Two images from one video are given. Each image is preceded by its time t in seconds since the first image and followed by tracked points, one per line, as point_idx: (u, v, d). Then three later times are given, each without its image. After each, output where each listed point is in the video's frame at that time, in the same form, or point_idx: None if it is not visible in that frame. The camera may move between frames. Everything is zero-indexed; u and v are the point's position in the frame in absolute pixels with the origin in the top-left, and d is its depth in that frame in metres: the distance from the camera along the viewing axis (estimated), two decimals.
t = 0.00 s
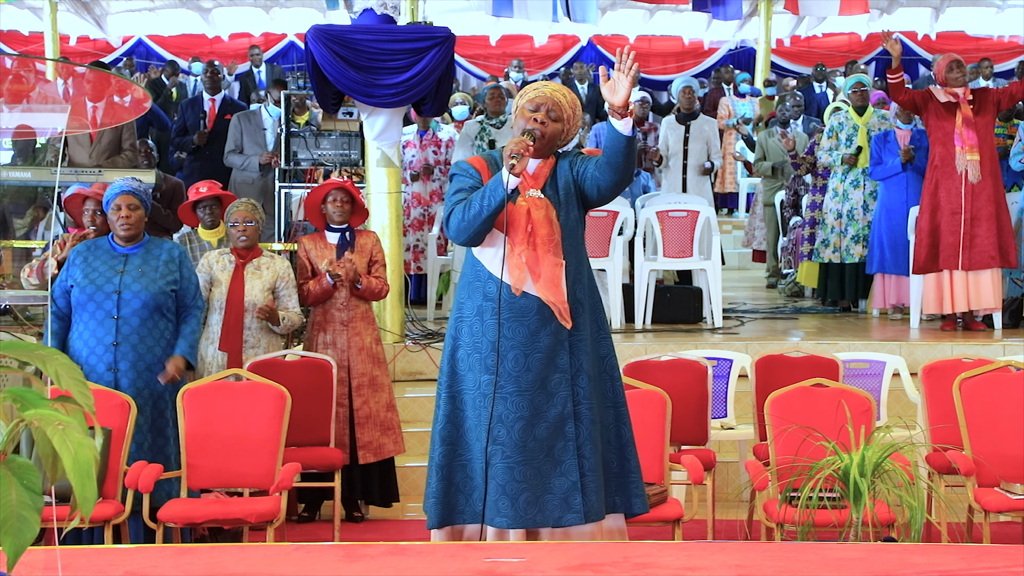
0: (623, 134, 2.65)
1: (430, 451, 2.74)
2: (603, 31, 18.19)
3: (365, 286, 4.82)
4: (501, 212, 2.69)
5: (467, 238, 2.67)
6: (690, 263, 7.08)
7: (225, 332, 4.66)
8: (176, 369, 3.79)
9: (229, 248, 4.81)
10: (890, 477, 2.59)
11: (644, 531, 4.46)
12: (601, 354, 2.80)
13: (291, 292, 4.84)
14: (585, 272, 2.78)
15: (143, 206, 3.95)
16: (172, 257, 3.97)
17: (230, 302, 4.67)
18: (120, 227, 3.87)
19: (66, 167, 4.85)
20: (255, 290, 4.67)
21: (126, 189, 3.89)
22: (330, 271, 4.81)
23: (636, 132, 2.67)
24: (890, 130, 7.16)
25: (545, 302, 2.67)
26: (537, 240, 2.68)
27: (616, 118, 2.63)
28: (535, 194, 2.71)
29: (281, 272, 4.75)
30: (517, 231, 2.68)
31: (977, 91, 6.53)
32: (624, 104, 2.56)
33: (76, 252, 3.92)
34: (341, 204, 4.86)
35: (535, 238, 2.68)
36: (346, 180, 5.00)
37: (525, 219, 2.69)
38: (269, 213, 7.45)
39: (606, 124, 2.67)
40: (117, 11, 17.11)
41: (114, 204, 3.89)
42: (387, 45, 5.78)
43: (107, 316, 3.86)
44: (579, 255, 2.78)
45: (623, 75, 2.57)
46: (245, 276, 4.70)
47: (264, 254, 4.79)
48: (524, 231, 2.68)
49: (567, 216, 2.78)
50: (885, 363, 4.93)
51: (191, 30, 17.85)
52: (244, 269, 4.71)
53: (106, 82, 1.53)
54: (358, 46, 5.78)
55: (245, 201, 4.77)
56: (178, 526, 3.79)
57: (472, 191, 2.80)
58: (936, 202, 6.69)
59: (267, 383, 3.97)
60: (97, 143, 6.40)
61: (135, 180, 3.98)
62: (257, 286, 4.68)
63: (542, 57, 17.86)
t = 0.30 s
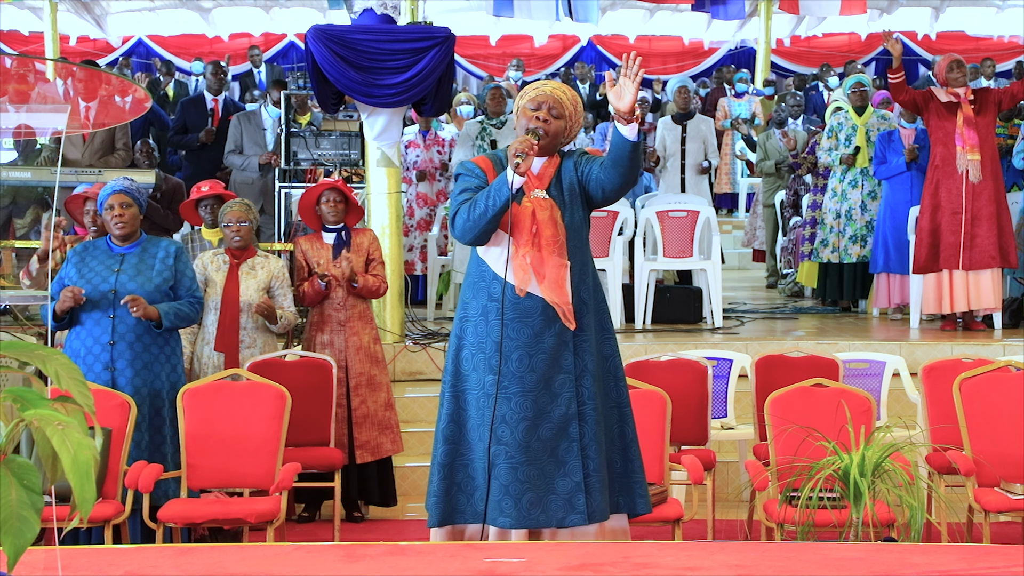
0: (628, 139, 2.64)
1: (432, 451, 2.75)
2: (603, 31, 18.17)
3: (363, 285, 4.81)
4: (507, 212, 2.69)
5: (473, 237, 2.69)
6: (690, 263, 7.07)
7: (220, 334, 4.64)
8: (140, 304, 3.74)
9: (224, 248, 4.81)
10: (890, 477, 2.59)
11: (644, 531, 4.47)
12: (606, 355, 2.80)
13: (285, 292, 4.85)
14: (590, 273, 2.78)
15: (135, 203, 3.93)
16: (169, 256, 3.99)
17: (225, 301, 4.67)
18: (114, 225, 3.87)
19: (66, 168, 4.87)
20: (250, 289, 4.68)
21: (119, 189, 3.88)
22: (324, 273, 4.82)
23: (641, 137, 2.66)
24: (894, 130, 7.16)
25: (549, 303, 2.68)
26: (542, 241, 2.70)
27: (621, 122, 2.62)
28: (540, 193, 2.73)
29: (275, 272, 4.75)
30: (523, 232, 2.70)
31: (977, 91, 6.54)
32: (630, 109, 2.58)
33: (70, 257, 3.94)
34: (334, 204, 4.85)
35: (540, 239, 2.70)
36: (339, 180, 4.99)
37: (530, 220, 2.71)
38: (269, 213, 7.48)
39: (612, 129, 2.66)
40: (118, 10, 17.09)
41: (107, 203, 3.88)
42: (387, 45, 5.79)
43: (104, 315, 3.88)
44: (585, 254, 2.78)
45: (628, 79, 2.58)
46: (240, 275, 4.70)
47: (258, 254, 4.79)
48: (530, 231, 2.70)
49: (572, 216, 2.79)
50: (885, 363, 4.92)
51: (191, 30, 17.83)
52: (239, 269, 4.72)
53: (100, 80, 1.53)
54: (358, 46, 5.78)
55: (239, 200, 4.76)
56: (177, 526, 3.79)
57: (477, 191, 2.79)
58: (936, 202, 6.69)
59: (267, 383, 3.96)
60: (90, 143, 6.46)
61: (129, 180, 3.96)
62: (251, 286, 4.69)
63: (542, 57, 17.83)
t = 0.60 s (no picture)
0: (637, 136, 2.69)
1: (442, 450, 2.75)
2: (603, 31, 18.19)
3: (350, 288, 4.80)
4: (515, 210, 2.71)
5: (482, 237, 2.71)
6: (690, 263, 7.07)
7: (209, 332, 4.69)
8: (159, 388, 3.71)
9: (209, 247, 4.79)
10: (890, 477, 2.59)
11: (644, 531, 4.46)
12: (617, 352, 2.82)
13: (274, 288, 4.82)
14: (600, 270, 2.80)
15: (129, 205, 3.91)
16: (163, 255, 3.95)
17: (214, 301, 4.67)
18: (107, 227, 3.87)
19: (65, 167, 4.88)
20: (238, 287, 4.66)
21: (110, 190, 3.85)
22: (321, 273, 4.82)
23: (650, 134, 2.71)
24: (899, 129, 7.15)
25: (561, 301, 2.69)
26: (551, 239, 2.71)
27: (631, 120, 2.68)
28: (549, 192, 2.74)
29: (263, 268, 4.73)
30: (533, 229, 2.72)
31: (979, 91, 6.55)
32: (638, 106, 2.62)
33: (73, 254, 3.96)
34: (325, 204, 4.85)
35: (550, 236, 2.72)
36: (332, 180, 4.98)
37: (540, 217, 2.72)
38: (269, 213, 7.47)
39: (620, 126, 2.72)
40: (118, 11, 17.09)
41: (99, 205, 3.87)
42: (387, 45, 5.79)
43: (98, 317, 3.86)
44: (594, 251, 2.80)
45: (637, 78, 2.64)
46: (227, 274, 4.69)
47: (243, 251, 4.78)
48: (540, 229, 2.72)
49: (583, 213, 2.81)
50: (885, 363, 4.93)
51: (191, 30, 17.83)
52: (226, 268, 4.70)
53: (95, 80, 1.52)
54: (358, 46, 5.78)
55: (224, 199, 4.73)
56: (178, 526, 3.79)
57: (486, 189, 2.81)
58: (938, 202, 6.68)
59: (267, 383, 3.97)
60: (86, 143, 6.46)
61: (121, 180, 3.93)
62: (239, 283, 4.67)
63: (542, 57, 17.96)
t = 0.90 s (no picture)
0: (648, 136, 2.74)
1: (458, 451, 2.81)
2: (604, 32, 18.19)
3: (342, 289, 4.79)
4: (527, 210, 2.77)
5: (495, 237, 2.75)
6: (690, 263, 7.07)
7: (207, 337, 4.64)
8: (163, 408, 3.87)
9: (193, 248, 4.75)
10: (890, 477, 2.59)
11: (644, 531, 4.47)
12: (630, 351, 2.89)
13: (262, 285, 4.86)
14: (612, 268, 2.87)
15: (123, 206, 3.91)
16: (159, 253, 3.95)
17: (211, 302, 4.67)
18: (101, 229, 3.87)
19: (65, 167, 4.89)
20: (226, 287, 4.66)
21: (102, 191, 3.84)
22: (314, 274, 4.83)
23: (661, 132, 2.76)
24: (899, 130, 7.15)
25: (575, 300, 2.76)
26: (564, 238, 2.77)
27: (642, 118, 2.72)
28: (560, 191, 2.80)
29: (247, 267, 4.75)
30: (545, 230, 2.77)
31: (981, 91, 6.57)
32: (648, 104, 2.68)
33: (71, 254, 3.95)
34: (319, 204, 4.83)
35: (562, 236, 2.77)
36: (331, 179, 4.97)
37: (552, 217, 2.78)
38: (269, 213, 7.44)
39: (632, 125, 2.76)
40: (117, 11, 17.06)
41: (92, 206, 3.86)
42: (387, 45, 5.79)
43: (95, 319, 3.86)
44: (608, 250, 2.87)
45: (646, 76, 2.69)
46: (214, 274, 4.67)
47: (227, 251, 4.76)
48: (552, 229, 2.77)
49: (595, 213, 2.88)
50: (885, 363, 4.93)
51: (191, 30, 17.82)
52: (211, 268, 4.67)
53: (92, 80, 1.53)
54: (358, 46, 5.78)
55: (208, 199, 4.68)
56: (178, 526, 3.79)
57: (497, 191, 2.86)
58: (938, 201, 6.68)
59: (267, 383, 3.97)
60: (83, 144, 6.46)
61: (113, 179, 3.90)
62: (226, 284, 4.67)
63: (542, 57, 17.97)
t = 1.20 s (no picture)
0: (661, 132, 2.81)
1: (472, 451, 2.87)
2: (604, 31, 18.18)
3: (338, 290, 4.80)
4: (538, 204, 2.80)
5: (506, 237, 2.82)
6: (690, 263, 7.07)
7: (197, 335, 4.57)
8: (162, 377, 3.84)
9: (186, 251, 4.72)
10: (890, 477, 2.59)
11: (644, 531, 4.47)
12: (642, 350, 2.96)
13: (256, 283, 4.85)
14: (624, 268, 2.93)
15: (127, 205, 3.90)
16: (162, 255, 3.95)
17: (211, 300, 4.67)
18: (105, 227, 3.86)
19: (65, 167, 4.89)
20: (220, 287, 4.65)
21: (107, 190, 3.85)
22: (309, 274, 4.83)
23: (672, 129, 2.84)
24: (899, 130, 7.15)
25: (587, 298, 2.82)
26: (576, 237, 2.83)
27: (653, 115, 2.80)
28: (572, 190, 2.88)
29: (240, 266, 4.74)
30: (557, 229, 2.84)
31: (981, 92, 6.57)
32: (661, 100, 2.75)
33: (72, 255, 3.95)
34: (322, 204, 4.85)
35: (574, 235, 2.83)
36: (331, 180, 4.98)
37: (564, 216, 2.84)
38: (269, 212, 7.41)
39: (643, 122, 2.84)
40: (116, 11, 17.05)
41: (97, 205, 3.86)
42: (387, 45, 5.80)
43: (96, 318, 3.86)
44: (620, 249, 2.93)
45: (658, 72, 2.75)
46: (207, 274, 4.66)
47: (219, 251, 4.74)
48: (564, 228, 2.84)
49: (607, 212, 2.94)
50: (885, 363, 4.92)
51: (191, 30, 17.81)
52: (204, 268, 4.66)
53: (91, 80, 1.52)
54: (358, 46, 5.79)
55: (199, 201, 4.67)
56: (178, 526, 3.79)
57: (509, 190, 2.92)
58: (937, 201, 6.69)
59: (267, 383, 3.97)
60: (83, 144, 6.45)
61: (119, 180, 3.92)
62: (221, 283, 4.66)
63: (542, 57, 17.96)
